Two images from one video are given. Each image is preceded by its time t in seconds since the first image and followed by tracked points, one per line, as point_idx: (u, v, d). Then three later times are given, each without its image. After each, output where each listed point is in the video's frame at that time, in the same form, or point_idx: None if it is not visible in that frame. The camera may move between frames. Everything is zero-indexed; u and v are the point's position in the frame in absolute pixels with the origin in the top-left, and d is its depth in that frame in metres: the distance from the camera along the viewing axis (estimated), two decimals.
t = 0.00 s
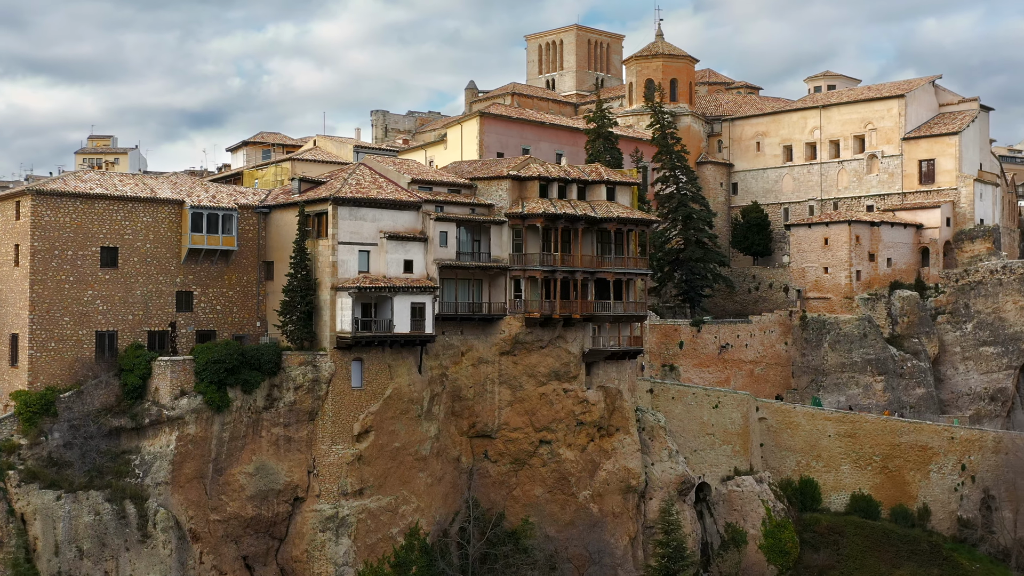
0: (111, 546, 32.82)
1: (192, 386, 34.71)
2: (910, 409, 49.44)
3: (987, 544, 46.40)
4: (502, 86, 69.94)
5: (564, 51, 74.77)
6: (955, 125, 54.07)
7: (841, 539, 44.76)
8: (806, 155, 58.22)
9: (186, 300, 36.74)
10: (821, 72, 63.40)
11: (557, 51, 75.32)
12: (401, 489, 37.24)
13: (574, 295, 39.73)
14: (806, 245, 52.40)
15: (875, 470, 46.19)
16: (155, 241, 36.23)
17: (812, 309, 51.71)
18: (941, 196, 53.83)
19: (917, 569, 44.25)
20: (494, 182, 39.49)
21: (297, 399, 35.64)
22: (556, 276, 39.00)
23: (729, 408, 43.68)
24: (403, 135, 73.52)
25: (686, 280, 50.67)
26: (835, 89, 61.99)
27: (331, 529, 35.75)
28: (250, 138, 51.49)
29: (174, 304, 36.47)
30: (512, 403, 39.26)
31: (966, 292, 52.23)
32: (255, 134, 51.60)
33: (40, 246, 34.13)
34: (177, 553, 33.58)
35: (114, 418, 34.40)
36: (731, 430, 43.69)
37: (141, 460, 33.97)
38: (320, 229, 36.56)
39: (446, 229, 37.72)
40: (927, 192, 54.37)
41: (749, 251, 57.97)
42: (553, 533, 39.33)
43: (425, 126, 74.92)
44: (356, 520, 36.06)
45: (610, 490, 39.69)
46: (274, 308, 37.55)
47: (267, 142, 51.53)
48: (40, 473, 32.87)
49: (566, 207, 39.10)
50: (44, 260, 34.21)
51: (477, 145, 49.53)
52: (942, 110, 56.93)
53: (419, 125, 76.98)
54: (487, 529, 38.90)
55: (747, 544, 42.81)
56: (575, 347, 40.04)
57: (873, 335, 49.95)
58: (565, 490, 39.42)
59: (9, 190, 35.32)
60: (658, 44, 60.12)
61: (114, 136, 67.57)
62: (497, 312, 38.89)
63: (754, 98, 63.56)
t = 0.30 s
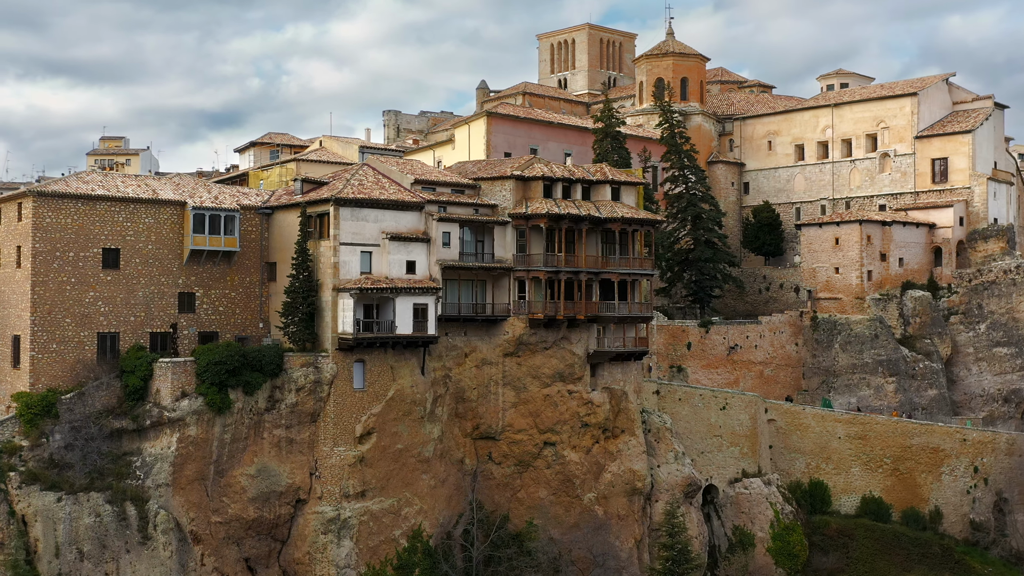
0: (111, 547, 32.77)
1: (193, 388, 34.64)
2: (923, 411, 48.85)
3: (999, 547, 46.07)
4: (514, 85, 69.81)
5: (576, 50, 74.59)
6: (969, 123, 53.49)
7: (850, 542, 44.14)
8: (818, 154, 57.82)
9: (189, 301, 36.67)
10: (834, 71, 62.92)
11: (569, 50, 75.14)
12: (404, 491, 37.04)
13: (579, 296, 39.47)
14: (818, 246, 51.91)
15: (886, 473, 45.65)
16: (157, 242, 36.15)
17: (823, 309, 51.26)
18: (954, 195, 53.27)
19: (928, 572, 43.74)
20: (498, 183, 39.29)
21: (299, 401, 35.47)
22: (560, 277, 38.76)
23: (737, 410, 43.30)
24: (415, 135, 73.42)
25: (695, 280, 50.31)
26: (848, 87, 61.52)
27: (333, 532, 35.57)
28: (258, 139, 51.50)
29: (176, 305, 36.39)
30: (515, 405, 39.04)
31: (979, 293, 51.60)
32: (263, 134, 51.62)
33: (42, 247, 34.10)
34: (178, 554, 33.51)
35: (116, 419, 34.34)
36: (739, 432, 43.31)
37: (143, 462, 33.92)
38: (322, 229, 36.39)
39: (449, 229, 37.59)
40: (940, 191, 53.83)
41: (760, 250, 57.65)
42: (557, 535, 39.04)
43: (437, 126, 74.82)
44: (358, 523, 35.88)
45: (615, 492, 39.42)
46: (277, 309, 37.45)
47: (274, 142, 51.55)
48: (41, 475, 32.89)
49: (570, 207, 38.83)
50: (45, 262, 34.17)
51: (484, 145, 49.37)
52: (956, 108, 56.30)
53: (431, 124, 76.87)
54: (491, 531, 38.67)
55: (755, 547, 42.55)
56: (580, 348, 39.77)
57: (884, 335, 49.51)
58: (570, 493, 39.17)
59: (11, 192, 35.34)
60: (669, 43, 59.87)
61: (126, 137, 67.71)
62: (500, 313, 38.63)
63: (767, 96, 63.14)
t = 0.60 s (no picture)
0: (112, 549, 32.71)
1: (194, 390, 34.55)
2: (935, 412, 48.34)
3: (1012, 551, 45.42)
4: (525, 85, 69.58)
5: (588, 49, 74.33)
6: (983, 121, 52.94)
7: (861, 545, 43.82)
8: (830, 153, 57.39)
9: (191, 302, 36.55)
10: (847, 68, 62.44)
11: (582, 49, 74.89)
12: (407, 492, 36.84)
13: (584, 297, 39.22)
14: (829, 246, 51.53)
15: (897, 475, 45.06)
16: (160, 244, 36.02)
17: (834, 309, 50.72)
18: (968, 194, 52.78)
19: None
20: (502, 183, 39.07)
21: (301, 403, 35.37)
22: (564, 277, 38.52)
23: (745, 412, 42.89)
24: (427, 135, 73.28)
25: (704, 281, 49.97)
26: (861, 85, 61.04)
27: (336, 534, 35.41)
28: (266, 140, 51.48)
29: (178, 307, 36.26)
30: (520, 406, 38.81)
31: (992, 292, 50.95)
32: (271, 135, 51.59)
33: (44, 249, 34.06)
34: (179, 556, 33.41)
35: (118, 421, 34.21)
36: (747, 434, 42.92)
37: (144, 463, 33.78)
38: (324, 230, 36.25)
39: (453, 230, 37.38)
40: (953, 190, 53.27)
41: (771, 250, 57.45)
42: (563, 538, 38.78)
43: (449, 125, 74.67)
44: (361, 525, 35.71)
45: (621, 494, 39.16)
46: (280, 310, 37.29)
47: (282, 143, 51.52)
48: (43, 476, 32.91)
49: (574, 207, 38.58)
50: (47, 263, 34.13)
51: (492, 145, 49.22)
52: (970, 106, 55.75)
53: (443, 124, 76.71)
54: (495, 534, 38.43)
55: (764, 550, 42.08)
56: (585, 350, 39.51)
57: (896, 335, 48.98)
58: (574, 495, 38.93)
59: (14, 193, 35.35)
60: (680, 42, 59.57)
61: (137, 138, 67.80)
62: (504, 314, 38.43)
63: (779, 94, 62.71)
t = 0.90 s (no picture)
0: (114, 551, 32.64)
1: (197, 391, 34.41)
2: (947, 413, 47.86)
3: None
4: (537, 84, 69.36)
5: (601, 48, 74.07)
6: (997, 119, 52.39)
7: (871, 548, 43.28)
8: (843, 152, 56.87)
9: (195, 303, 36.47)
10: (860, 67, 61.97)
11: (594, 48, 74.63)
12: (411, 494, 36.65)
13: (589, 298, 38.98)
14: (840, 245, 51.06)
15: (909, 477, 44.58)
16: (163, 245, 35.96)
17: (845, 310, 50.24)
18: (981, 193, 52.18)
19: None
20: (506, 183, 38.83)
21: (304, 404, 35.25)
22: (569, 278, 38.26)
23: (754, 413, 42.60)
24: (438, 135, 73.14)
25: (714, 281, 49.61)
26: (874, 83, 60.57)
27: (338, 536, 35.27)
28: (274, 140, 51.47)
29: (182, 308, 36.20)
30: (525, 407, 38.62)
31: (1007, 293, 50.38)
32: (279, 136, 51.57)
33: (46, 250, 34.01)
34: (180, 558, 33.32)
35: (120, 422, 34.14)
36: (756, 436, 42.61)
37: (147, 465, 33.70)
38: (326, 231, 36.13)
39: (456, 230, 37.15)
40: (967, 189, 52.68)
41: (783, 250, 56.98)
42: (568, 540, 38.56)
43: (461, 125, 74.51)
44: (364, 527, 35.53)
45: (626, 496, 38.86)
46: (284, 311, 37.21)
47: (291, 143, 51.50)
48: (45, 478, 32.78)
49: (579, 207, 38.36)
50: (50, 264, 34.10)
51: (500, 145, 49.08)
52: (985, 104, 55.24)
53: (455, 124, 76.55)
54: (500, 536, 38.21)
55: (772, 552, 41.70)
56: (590, 351, 39.21)
57: (908, 336, 48.47)
58: (580, 497, 38.69)
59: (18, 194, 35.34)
60: (691, 40, 59.37)
61: (149, 140, 67.95)
62: (508, 315, 38.18)
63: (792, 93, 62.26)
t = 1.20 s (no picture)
0: (117, 552, 32.55)
1: (199, 392, 34.18)
2: (961, 415, 47.11)
3: None
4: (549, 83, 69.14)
5: (614, 46, 73.79)
6: (1011, 117, 51.83)
7: (882, 551, 42.81)
8: (856, 151, 56.36)
9: (199, 304, 36.38)
10: (874, 64, 61.50)
11: (607, 46, 74.35)
12: (415, 496, 36.46)
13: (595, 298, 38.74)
14: (852, 245, 50.56)
15: (921, 479, 43.87)
16: (166, 246, 35.89)
17: (858, 310, 49.79)
18: (996, 192, 51.56)
19: None
20: (512, 183, 38.67)
21: (308, 405, 35.11)
22: (574, 279, 38.00)
23: (763, 414, 42.13)
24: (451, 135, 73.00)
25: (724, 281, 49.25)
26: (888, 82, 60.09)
27: (342, 537, 35.11)
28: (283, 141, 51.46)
29: (186, 309, 36.13)
30: (531, 409, 38.33)
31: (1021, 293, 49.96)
32: (288, 136, 51.54)
33: (50, 251, 33.97)
34: (182, 560, 33.20)
35: (123, 424, 34.07)
36: (765, 437, 42.16)
37: (150, 466, 33.59)
38: (330, 232, 36.00)
39: (460, 231, 36.94)
40: (981, 188, 52.11)
41: (796, 250, 56.54)
42: (574, 542, 38.25)
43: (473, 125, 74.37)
44: (367, 529, 35.36)
45: (633, 499, 38.57)
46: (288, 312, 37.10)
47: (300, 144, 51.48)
48: (48, 479, 32.64)
49: (584, 207, 38.10)
50: (53, 265, 34.06)
51: (508, 145, 48.89)
52: (999, 102, 54.69)
53: (468, 123, 76.41)
54: (505, 538, 37.96)
55: (781, 556, 41.31)
56: (596, 352, 38.96)
57: (920, 338, 47.90)
58: (586, 499, 38.39)
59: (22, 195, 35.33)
60: (703, 38, 59.01)
61: (161, 140, 68.10)
62: (514, 315, 37.97)
63: (805, 91, 61.83)
